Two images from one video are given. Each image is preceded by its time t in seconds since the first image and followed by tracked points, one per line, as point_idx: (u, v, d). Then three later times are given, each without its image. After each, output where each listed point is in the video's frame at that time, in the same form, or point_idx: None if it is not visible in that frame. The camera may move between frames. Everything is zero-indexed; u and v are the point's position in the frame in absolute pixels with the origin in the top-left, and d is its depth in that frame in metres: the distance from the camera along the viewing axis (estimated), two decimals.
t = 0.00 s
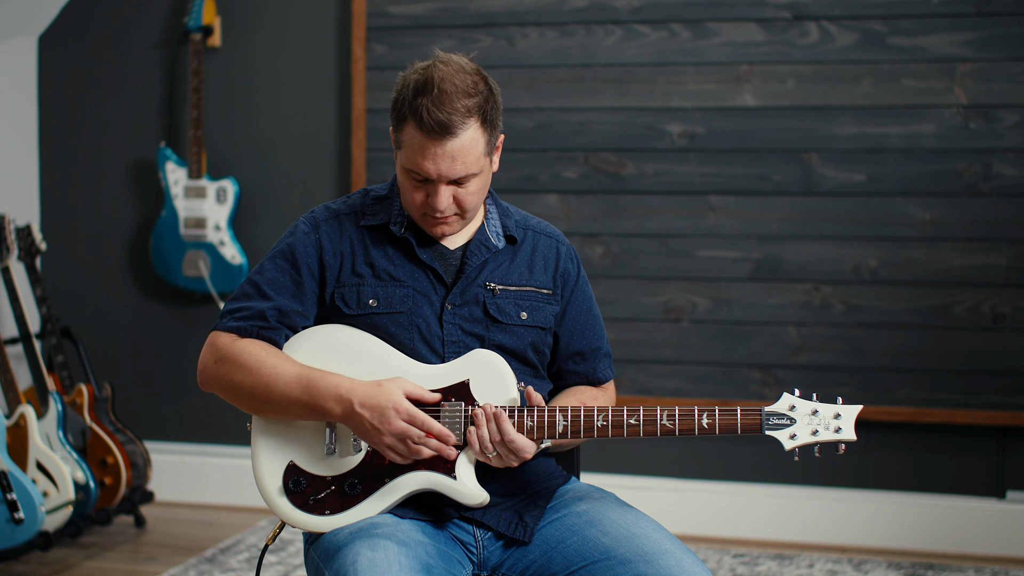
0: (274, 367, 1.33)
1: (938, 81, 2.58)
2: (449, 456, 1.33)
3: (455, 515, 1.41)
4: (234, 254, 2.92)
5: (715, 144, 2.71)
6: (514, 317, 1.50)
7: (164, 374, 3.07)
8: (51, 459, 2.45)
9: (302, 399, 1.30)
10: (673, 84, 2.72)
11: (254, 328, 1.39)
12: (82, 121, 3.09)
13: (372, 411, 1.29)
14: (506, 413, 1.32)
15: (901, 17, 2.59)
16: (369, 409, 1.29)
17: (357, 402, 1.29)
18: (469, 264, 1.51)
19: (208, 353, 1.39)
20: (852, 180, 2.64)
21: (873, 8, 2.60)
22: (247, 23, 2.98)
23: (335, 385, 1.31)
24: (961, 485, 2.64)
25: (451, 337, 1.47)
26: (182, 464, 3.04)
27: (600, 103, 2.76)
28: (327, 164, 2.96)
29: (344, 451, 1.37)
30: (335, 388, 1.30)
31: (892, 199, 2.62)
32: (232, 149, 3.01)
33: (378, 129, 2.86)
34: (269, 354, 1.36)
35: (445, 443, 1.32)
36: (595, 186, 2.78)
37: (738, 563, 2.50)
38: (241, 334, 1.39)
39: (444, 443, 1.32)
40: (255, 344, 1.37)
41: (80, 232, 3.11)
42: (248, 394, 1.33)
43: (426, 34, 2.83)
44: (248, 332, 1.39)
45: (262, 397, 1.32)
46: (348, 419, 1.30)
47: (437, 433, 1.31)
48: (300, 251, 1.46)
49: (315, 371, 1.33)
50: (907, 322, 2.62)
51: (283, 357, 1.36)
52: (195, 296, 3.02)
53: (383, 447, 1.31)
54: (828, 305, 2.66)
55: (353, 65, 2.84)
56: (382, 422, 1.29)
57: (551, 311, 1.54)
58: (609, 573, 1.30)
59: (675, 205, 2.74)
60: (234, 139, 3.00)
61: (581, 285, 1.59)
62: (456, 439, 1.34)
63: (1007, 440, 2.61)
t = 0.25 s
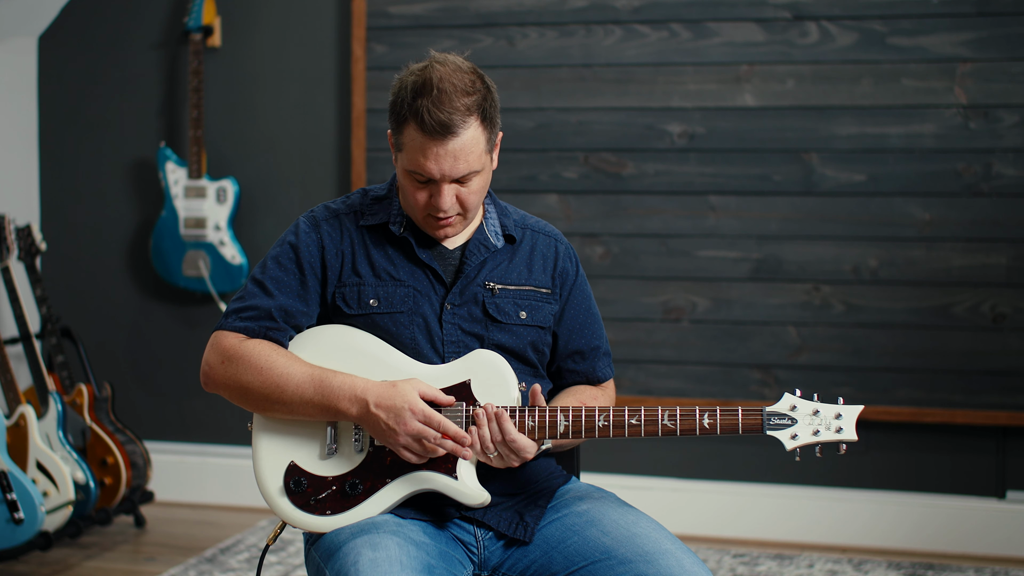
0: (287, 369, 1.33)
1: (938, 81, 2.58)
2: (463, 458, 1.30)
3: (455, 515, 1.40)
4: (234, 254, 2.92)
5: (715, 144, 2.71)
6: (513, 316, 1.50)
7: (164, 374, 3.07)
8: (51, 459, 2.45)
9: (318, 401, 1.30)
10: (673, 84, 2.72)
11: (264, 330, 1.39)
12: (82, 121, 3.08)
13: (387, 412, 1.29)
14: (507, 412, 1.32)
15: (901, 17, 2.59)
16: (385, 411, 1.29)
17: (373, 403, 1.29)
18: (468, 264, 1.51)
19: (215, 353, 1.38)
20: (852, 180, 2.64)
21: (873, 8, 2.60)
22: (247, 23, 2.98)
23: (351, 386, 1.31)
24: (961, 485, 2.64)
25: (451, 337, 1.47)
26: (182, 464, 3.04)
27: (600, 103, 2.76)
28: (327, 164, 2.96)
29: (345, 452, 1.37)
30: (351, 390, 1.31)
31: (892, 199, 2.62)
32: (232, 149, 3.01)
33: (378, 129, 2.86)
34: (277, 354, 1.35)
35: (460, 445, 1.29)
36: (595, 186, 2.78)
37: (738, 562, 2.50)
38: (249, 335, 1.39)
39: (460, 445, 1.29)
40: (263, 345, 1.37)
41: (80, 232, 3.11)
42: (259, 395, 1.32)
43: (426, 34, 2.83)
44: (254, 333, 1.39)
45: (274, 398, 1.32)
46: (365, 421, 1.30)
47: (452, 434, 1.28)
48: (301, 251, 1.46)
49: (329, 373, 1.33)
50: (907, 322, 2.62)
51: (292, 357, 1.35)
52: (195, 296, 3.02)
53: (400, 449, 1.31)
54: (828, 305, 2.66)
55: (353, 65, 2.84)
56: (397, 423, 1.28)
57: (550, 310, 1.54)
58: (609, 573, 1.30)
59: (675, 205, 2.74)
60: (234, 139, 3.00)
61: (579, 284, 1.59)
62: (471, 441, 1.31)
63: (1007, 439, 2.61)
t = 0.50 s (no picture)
0: (275, 363, 1.33)
1: (938, 81, 2.58)
2: (449, 452, 1.33)
3: (456, 515, 1.41)
4: (234, 254, 2.92)
5: (715, 144, 2.71)
6: (515, 317, 1.50)
7: (165, 374, 3.07)
8: (51, 459, 2.45)
9: (302, 393, 1.30)
10: (673, 84, 2.72)
11: (258, 329, 1.39)
12: (82, 121, 3.08)
13: (373, 403, 1.29)
14: (507, 412, 1.32)
15: (900, 18, 2.59)
16: (369, 402, 1.29)
17: (356, 394, 1.29)
18: (471, 264, 1.51)
19: (211, 354, 1.39)
20: (851, 180, 2.64)
21: (873, 8, 2.60)
22: (247, 23, 2.98)
23: (334, 378, 1.31)
24: (961, 485, 2.64)
25: (452, 337, 1.47)
26: (182, 464, 3.04)
27: (600, 103, 2.76)
28: (327, 164, 2.96)
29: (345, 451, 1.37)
30: (334, 381, 1.30)
31: (892, 199, 2.62)
32: (232, 149, 3.01)
33: (378, 129, 2.86)
34: (269, 351, 1.36)
35: (447, 438, 1.33)
36: (595, 186, 2.78)
37: (738, 562, 2.50)
38: (244, 335, 1.39)
39: (446, 439, 1.32)
40: (255, 343, 1.37)
41: (80, 232, 3.11)
42: (249, 390, 1.33)
43: (426, 34, 2.83)
44: (250, 332, 1.39)
45: (262, 392, 1.32)
46: (348, 412, 1.30)
47: (439, 428, 1.31)
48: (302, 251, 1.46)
49: (315, 366, 1.33)
50: (907, 323, 2.62)
51: (283, 353, 1.36)
52: (195, 296, 3.02)
53: (383, 440, 1.31)
54: (828, 305, 2.66)
55: (353, 65, 2.84)
56: (384, 415, 1.29)
57: (552, 311, 1.54)
58: (609, 573, 1.30)
59: (675, 204, 2.74)
60: (234, 139, 3.00)
61: (581, 285, 1.59)
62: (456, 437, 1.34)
63: (1007, 439, 2.61)
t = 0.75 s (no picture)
0: (259, 354, 1.35)
1: (938, 81, 2.58)
2: (408, 466, 1.32)
3: (455, 515, 1.41)
4: (234, 254, 2.92)
5: (715, 143, 2.71)
6: (516, 318, 1.50)
7: (165, 374, 3.07)
8: (51, 459, 2.45)
9: (275, 384, 1.31)
10: (673, 84, 2.72)
11: (249, 327, 1.41)
12: (82, 121, 3.09)
13: (345, 405, 1.28)
14: (506, 412, 1.32)
15: (900, 18, 2.59)
16: (338, 400, 1.27)
17: (325, 390, 1.28)
18: (473, 264, 1.51)
19: (206, 349, 1.42)
20: (852, 180, 2.64)
21: (872, 8, 2.60)
22: (247, 23, 2.98)
23: (307, 372, 1.30)
24: (961, 485, 2.64)
25: (452, 337, 1.47)
26: (182, 464, 3.04)
27: (600, 104, 2.76)
28: (327, 164, 2.96)
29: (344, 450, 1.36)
30: (306, 375, 1.29)
31: (892, 199, 2.62)
32: (232, 149, 3.01)
33: (378, 129, 2.86)
34: (258, 347, 1.37)
35: (410, 453, 1.33)
36: (595, 186, 2.78)
37: (738, 562, 2.50)
38: (235, 332, 1.41)
39: (410, 453, 1.32)
40: (245, 339, 1.39)
41: (80, 232, 3.11)
42: (231, 377, 1.36)
43: (425, 34, 2.83)
44: (240, 329, 1.41)
45: (246, 387, 1.34)
46: (313, 407, 1.28)
47: (405, 442, 1.31)
48: (299, 250, 1.47)
49: (292, 363, 1.33)
50: (907, 323, 2.62)
51: (270, 350, 1.37)
52: (195, 296, 3.02)
53: (345, 441, 1.28)
54: (828, 305, 2.66)
55: (353, 65, 2.84)
56: (354, 418, 1.27)
57: (553, 313, 1.54)
58: (609, 574, 1.30)
59: (675, 204, 2.74)
60: (234, 139, 3.00)
61: (584, 287, 1.59)
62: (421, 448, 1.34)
63: (1007, 439, 2.61)
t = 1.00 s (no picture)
0: (257, 358, 1.36)
1: (938, 81, 2.58)
2: (411, 465, 1.32)
3: (455, 515, 1.41)
4: (234, 254, 2.92)
5: (715, 143, 2.71)
6: (515, 318, 1.50)
7: (165, 374, 3.07)
8: (51, 459, 2.45)
9: (274, 389, 1.31)
10: (673, 84, 2.72)
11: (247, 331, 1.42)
12: (82, 121, 3.09)
13: (343, 408, 1.28)
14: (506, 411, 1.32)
15: (900, 18, 2.59)
16: (337, 403, 1.28)
17: (323, 395, 1.28)
18: (470, 264, 1.51)
19: (206, 356, 1.43)
20: (852, 180, 2.64)
21: (872, 8, 2.60)
22: (247, 23, 2.98)
23: (305, 376, 1.30)
24: (961, 485, 2.64)
25: (452, 337, 1.47)
26: (182, 464, 3.04)
27: (600, 104, 2.76)
28: (327, 164, 2.96)
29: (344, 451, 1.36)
30: (304, 379, 1.29)
31: (892, 199, 2.62)
32: (232, 150, 3.01)
33: (378, 129, 2.86)
34: (255, 350, 1.38)
35: (411, 452, 1.32)
36: (595, 186, 2.78)
37: (738, 562, 2.50)
38: (233, 336, 1.42)
39: (410, 453, 1.32)
40: (243, 343, 1.40)
41: (80, 232, 3.11)
42: (231, 382, 1.37)
43: (425, 34, 2.83)
44: (238, 333, 1.41)
45: (245, 392, 1.34)
46: (312, 411, 1.28)
47: (406, 442, 1.30)
48: (296, 252, 1.47)
49: (290, 366, 1.33)
50: (907, 323, 2.62)
51: (267, 353, 1.37)
52: (195, 296, 3.02)
53: (346, 443, 1.29)
54: (828, 305, 2.66)
55: (353, 65, 2.84)
56: (353, 421, 1.27)
57: (552, 312, 1.54)
58: (609, 573, 1.30)
59: (675, 204, 2.74)
60: (234, 139, 3.00)
61: (581, 286, 1.59)
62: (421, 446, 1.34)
63: (1007, 439, 2.61)
